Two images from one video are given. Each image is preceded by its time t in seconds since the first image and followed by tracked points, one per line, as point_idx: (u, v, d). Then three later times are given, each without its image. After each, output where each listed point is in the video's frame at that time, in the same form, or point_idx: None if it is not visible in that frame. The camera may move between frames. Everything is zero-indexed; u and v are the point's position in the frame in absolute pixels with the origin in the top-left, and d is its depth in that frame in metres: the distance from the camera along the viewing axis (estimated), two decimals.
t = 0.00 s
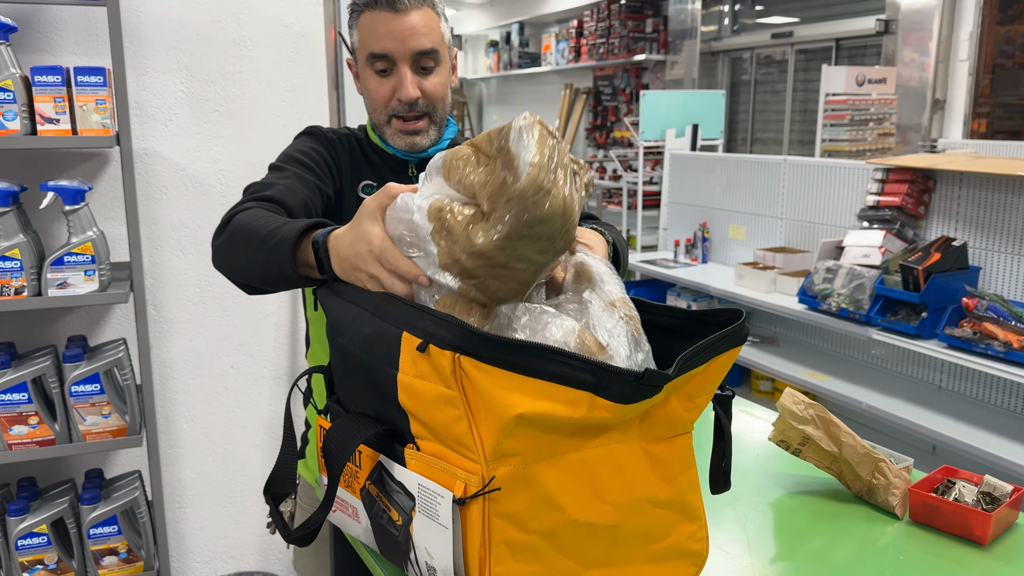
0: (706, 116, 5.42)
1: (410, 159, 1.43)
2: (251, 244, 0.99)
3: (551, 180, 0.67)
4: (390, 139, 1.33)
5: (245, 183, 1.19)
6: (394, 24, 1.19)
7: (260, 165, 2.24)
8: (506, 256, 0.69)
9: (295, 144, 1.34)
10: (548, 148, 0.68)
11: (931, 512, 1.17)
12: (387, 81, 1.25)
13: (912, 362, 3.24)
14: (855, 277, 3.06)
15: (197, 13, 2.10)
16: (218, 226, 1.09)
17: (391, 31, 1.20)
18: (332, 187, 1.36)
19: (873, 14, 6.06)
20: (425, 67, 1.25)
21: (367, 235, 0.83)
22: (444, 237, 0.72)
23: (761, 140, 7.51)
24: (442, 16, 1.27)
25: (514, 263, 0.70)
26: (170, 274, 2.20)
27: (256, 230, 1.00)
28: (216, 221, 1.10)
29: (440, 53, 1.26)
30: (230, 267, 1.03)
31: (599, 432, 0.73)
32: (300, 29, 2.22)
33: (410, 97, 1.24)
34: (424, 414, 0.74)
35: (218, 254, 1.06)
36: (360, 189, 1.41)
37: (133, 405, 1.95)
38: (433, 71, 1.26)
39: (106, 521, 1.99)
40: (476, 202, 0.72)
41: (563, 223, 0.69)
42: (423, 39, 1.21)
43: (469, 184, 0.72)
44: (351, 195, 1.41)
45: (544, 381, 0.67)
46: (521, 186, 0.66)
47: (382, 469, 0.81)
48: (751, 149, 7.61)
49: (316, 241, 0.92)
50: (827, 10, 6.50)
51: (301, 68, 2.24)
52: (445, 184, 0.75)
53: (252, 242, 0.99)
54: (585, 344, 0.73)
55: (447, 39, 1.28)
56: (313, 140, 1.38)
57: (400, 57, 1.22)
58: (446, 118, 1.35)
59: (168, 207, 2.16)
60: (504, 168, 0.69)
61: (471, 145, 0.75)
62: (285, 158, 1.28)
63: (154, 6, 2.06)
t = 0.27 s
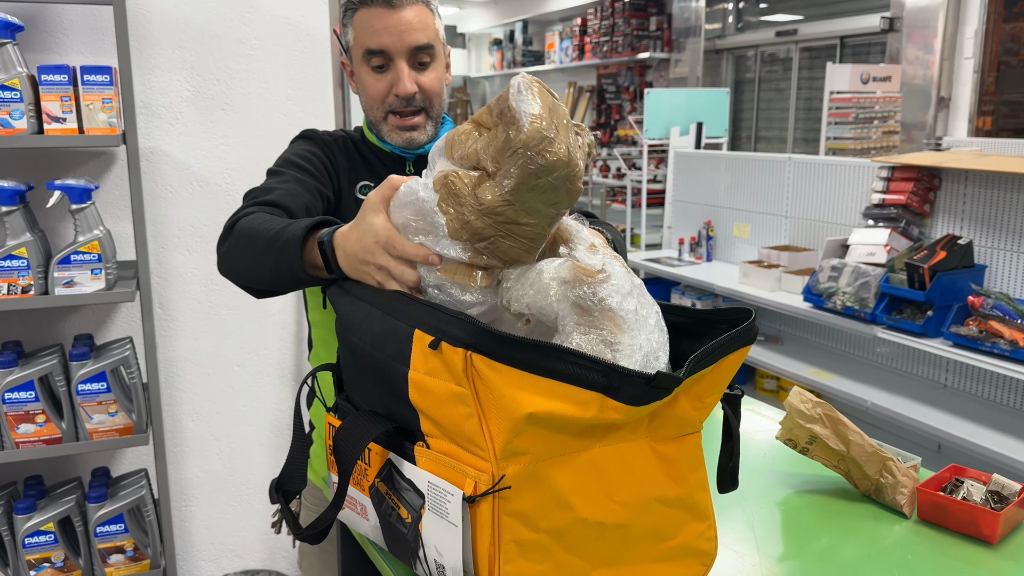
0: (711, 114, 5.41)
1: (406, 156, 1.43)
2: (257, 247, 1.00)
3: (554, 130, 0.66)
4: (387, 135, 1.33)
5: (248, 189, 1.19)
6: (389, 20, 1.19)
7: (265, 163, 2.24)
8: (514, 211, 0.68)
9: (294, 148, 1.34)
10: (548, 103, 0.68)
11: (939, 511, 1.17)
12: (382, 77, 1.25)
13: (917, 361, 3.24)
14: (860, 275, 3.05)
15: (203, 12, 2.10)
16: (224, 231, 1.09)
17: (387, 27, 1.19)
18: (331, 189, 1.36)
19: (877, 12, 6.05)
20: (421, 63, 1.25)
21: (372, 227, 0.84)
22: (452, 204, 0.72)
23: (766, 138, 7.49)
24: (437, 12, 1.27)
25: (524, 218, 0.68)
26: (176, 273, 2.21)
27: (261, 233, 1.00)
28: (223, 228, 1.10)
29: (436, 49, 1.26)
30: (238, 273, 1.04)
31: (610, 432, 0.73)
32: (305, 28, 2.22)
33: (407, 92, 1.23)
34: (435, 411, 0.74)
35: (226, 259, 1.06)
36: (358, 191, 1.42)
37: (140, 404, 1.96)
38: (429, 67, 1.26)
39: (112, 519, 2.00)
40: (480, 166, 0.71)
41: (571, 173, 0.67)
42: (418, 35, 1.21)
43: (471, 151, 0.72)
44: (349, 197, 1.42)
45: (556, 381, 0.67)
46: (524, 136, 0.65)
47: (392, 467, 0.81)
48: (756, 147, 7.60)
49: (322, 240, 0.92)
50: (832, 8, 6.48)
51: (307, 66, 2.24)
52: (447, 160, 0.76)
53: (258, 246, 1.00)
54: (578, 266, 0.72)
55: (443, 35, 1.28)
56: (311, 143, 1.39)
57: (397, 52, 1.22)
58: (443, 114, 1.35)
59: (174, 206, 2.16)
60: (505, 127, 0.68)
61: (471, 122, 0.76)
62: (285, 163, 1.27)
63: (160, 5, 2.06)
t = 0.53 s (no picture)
0: (712, 114, 5.41)
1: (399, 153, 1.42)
2: (259, 251, 0.99)
3: (543, 95, 0.65)
4: (378, 129, 1.32)
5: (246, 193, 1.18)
6: (376, 12, 1.20)
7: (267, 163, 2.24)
8: (509, 181, 0.67)
9: (289, 150, 1.33)
10: (535, 71, 0.67)
11: (947, 510, 1.17)
12: (371, 71, 1.25)
13: (919, 362, 3.23)
14: (862, 275, 3.05)
15: (205, 11, 2.10)
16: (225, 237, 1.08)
17: (374, 20, 1.20)
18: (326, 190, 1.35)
19: (877, 12, 6.05)
20: (410, 55, 1.26)
21: (373, 220, 0.84)
22: (448, 181, 0.72)
23: (766, 139, 7.48)
24: (425, 7, 1.28)
25: (520, 187, 0.68)
26: (178, 273, 2.20)
27: (264, 236, 1.00)
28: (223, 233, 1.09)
29: (424, 42, 1.26)
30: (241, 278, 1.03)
31: (619, 432, 0.73)
32: (307, 27, 2.22)
33: (396, 84, 1.23)
34: (443, 409, 0.73)
35: (228, 264, 1.05)
36: (351, 191, 1.40)
37: (142, 404, 1.95)
38: (418, 59, 1.27)
39: (114, 520, 1.99)
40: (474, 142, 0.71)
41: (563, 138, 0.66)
42: (406, 27, 1.22)
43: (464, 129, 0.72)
44: (341, 198, 1.40)
45: (566, 379, 0.66)
46: (514, 103, 0.64)
47: (400, 466, 0.81)
48: (756, 147, 7.59)
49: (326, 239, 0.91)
50: (832, 8, 6.47)
51: (309, 65, 2.24)
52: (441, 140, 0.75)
53: (260, 249, 0.99)
54: (584, 245, 0.70)
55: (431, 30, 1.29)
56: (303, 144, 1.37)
57: (385, 45, 1.22)
58: (433, 108, 1.35)
59: (176, 205, 2.16)
60: (495, 99, 0.68)
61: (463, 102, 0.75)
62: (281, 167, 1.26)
63: (162, 5, 2.05)
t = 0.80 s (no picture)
0: (709, 117, 5.41)
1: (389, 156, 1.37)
2: (256, 254, 0.98)
3: (594, 219, 0.68)
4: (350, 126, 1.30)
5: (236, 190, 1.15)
6: (350, 9, 1.21)
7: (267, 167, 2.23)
8: (536, 274, 0.67)
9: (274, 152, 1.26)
10: (600, 197, 0.70)
11: (948, 515, 1.17)
12: (344, 67, 1.25)
13: (917, 364, 3.24)
14: (860, 279, 3.05)
15: (205, 14, 2.10)
16: (216, 238, 1.06)
17: (348, 16, 1.21)
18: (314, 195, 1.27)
19: (874, 16, 6.08)
20: (382, 51, 1.25)
21: (391, 239, 0.83)
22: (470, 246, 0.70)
23: (763, 141, 7.50)
24: (405, 8, 1.28)
25: (538, 285, 0.68)
26: (177, 277, 2.20)
27: (261, 240, 0.98)
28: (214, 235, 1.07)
29: (399, 38, 1.25)
30: (234, 280, 1.02)
31: (620, 436, 0.72)
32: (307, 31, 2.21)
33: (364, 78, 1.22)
34: (443, 417, 0.73)
35: (219, 264, 1.03)
36: (341, 198, 1.31)
37: (141, 409, 1.95)
38: (391, 56, 1.25)
39: (114, 525, 1.99)
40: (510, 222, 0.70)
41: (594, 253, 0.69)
42: (378, 22, 1.22)
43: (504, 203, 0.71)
44: (330, 207, 1.30)
45: (564, 383, 0.66)
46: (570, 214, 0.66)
47: (400, 475, 0.80)
48: (753, 150, 7.61)
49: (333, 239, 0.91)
50: (829, 12, 6.50)
51: (308, 69, 2.23)
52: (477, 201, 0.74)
53: (257, 253, 0.98)
54: (579, 320, 0.74)
55: (411, 29, 1.29)
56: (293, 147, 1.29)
57: (357, 40, 1.23)
58: (411, 109, 1.33)
59: (175, 209, 2.16)
60: (549, 197, 0.69)
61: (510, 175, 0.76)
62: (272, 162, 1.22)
63: (161, 8, 2.05)
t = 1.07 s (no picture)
0: (704, 121, 5.43)
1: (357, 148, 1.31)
2: (263, 255, 0.97)
3: (599, 315, 0.71)
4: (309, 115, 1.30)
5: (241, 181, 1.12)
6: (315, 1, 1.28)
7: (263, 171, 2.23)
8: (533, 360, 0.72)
9: (268, 146, 1.23)
10: (608, 291, 0.72)
11: (947, 519, 1.17)
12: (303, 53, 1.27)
13: (912, 368, 3.24)
14: (855, 283, 3.05)
15: (201, 19, 2.10)
16: (217, 229, 1.04)
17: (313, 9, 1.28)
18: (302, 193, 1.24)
19: (867, 21, 6.11)
20: (332, 36, 1.25)
21: (410, 271, 0.86)
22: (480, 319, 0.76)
23: (757, 146, 7.52)
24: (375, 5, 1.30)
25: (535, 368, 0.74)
26: (172, 282, 2.19)
27: (269, 240, 0.97)
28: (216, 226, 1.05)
29: (351, 24, 1.25)
30: (231, 274, 1.00)
31: (619, 443, 0.73)
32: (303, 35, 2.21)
33: (301, 56, 1.23)
34: (442, 425, 0.73)
35: (219, 256, 1.01)
36: (320, 196, 1.26)
37: (137, 414, 1.94)
38: (339, 40, 1.25)
39: (109, 531, 1.98)
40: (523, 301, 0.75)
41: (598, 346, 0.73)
42: (329, 7, 1.25)
43: (520, 283, 0.76)
44: (310, 208, 1.26)
45: (564, 391, 0.66)
46: (574, 312, 0.70)
47: (398, 481, 0.80)
48: (748, 155, 7.63)
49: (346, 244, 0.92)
50: (823, 17, 6.53)
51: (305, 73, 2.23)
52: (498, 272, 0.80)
53: (264, 253, 0.97)
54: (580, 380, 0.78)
55: (371, 20, 1.27)
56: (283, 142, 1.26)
57: (313, 28, 1.27)
58: (360, 100, 1.26)
59: (171, 213, 2.15)
60: (561, 285, 0.73)
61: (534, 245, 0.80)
62: (277, 158, 1.20)
63: (157, 13, 2.05)
